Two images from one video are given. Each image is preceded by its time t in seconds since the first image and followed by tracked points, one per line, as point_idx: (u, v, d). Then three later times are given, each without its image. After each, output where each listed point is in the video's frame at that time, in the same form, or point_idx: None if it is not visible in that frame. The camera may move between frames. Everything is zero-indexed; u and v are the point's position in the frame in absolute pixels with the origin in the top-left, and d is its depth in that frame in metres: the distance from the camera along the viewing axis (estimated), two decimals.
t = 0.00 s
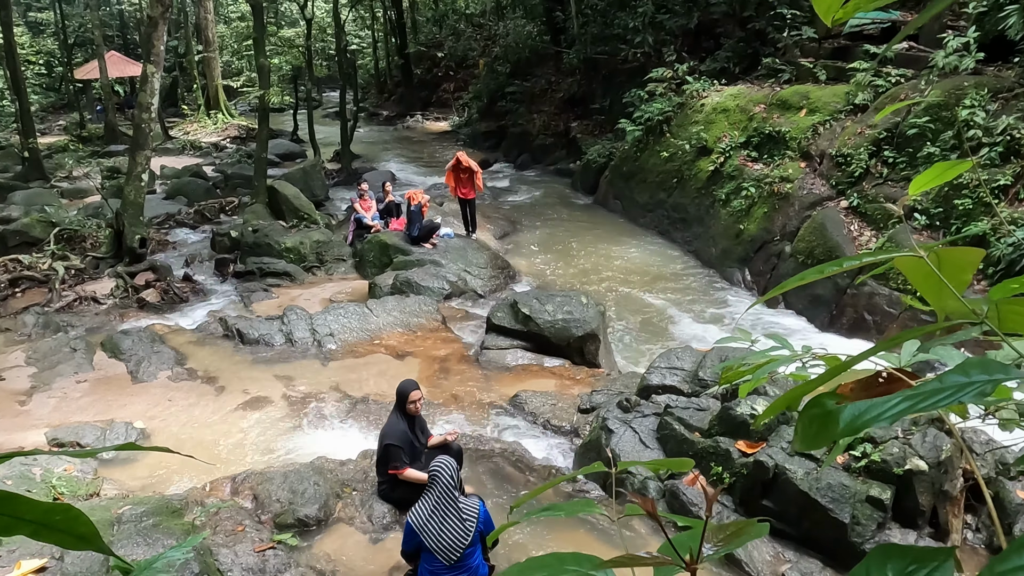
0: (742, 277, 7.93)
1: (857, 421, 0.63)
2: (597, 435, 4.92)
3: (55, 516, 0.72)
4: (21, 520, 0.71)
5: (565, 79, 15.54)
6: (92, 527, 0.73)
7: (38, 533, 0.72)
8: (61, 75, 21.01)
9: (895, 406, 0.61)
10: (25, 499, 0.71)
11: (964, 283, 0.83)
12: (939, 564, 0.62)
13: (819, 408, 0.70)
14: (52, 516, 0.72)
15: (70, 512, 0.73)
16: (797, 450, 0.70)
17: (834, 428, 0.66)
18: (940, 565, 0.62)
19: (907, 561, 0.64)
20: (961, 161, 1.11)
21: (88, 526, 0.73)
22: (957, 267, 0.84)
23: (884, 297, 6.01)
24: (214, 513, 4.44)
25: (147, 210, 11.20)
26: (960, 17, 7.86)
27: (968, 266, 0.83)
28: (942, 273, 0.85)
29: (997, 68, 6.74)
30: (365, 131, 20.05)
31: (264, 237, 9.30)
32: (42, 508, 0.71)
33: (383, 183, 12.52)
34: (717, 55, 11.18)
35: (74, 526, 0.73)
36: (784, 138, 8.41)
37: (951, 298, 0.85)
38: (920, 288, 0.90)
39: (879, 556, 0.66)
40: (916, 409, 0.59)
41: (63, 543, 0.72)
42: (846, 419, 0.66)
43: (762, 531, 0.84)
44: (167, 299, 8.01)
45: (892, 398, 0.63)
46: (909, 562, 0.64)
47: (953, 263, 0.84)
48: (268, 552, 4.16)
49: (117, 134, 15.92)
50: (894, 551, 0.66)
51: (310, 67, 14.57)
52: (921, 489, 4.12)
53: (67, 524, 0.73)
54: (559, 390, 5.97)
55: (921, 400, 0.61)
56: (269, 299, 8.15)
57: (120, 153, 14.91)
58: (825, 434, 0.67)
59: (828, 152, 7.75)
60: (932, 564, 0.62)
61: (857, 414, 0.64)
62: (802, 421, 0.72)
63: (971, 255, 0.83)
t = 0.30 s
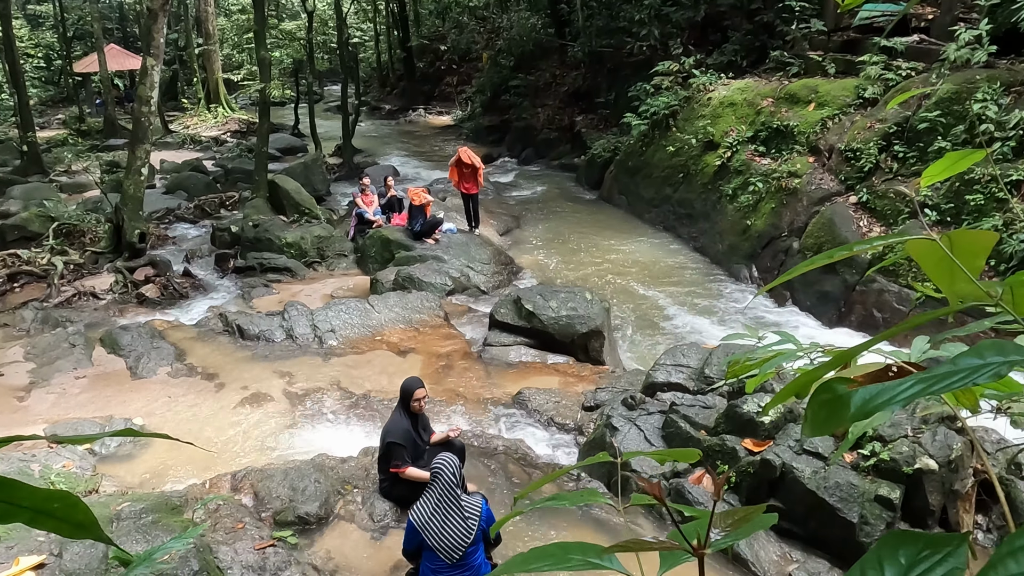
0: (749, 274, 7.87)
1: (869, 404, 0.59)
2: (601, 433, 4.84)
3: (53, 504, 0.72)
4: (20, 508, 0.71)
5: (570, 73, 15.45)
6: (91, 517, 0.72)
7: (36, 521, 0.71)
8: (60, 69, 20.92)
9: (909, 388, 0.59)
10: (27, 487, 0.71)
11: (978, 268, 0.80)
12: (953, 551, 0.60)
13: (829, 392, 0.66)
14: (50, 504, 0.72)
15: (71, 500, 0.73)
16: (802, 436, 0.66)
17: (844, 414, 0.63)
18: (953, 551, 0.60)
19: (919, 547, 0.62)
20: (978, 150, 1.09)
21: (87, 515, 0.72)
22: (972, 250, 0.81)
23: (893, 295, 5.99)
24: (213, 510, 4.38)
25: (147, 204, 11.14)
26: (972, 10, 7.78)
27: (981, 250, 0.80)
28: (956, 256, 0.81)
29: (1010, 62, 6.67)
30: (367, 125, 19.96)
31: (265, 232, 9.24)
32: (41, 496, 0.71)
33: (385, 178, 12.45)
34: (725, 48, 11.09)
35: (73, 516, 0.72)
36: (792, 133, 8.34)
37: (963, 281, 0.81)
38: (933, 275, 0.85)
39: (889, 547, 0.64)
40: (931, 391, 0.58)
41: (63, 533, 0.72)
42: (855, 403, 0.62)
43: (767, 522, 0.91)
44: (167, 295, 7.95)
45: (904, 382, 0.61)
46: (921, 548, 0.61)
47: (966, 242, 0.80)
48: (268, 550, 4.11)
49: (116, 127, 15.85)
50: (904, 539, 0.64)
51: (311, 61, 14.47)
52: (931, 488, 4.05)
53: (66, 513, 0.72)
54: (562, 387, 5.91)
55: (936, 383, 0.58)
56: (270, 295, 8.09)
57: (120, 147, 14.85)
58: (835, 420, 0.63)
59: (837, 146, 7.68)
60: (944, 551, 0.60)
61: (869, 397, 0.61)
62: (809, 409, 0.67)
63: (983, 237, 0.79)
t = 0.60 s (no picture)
0: (756, 270, 7.81)
1: (894, 382, 0.60)
2: (606, 429, 4.75)
3: (57, 489, 0.75)
4: (26, 491, 0.75)
5: (575, 65, 15.36)
6: (94, 503, 0.76)
7: (43, 505, 0.75)
8: (60, 61, 20.83)
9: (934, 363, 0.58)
10: (31, 470, 0.75)
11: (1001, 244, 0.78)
12: (980, 528, 0.63)
13: (849, 370, 0.67)
14: (54, 489, 0.75)
15: (72, 486, 0.76)
16: (822, 417, 0.68)
17: (868, 391, 0.64)
18: (982, 529, 0.63)
19: (946, 526, 0.65)
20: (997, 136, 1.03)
21: (90, 500, 0.76)
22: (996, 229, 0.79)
23: (904, 291, 5.96)
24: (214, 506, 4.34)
25: (146, 198, 11.07)
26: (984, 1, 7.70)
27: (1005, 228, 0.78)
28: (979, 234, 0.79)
29: None
30: (369, 118, 19.86)
31: (266, 226, 9.18)
32: (45, 481, 0.74)
33: (387, 171, 12.38)
34: (732, 40, 11.01)
35: (77, 500, 0.76)
36: (801, 126, 8.26)
37: (987, 258, 0.79)
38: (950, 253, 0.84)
39: (915, 525, 0.67)
40: (954, 368, 0.57)
41: (67, 515, 0.76)
42: (877, 383, 0.63)
43: (782, 505, 0.92)
44: (167, 289, 7.89)
45: (926, 360, 0.61)
46: (946, 528, 0.65)
47: (986, 221, 0.79)
48: (270, 546, 4.10)
49: (116, 120, 15.78)
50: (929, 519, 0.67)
51: (313, 52, 14.37)
52: (942, 486, 3.99)
53: (69, 496, 0.76)
54: (567, 383, 5.86)
55: (959, 359, 0.58)
56: (271, 289, 8.03)
57: (119, 140, 14.78)
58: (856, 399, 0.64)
59: (847, 140, 7.61)
60: (973, 529, 0.64)
61: (892, 375, 0.62)
62: (829, 387, 0.69)
63: (1006, 213, 0.78)
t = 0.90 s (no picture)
0: (764, 265, 7.76)
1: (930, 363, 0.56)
2: (612, 426, 4.69)
3: (68, 477, 0.73)
4: (37, 479, 0.72)
5: (580, 58, 15.25)
6: (105, 490, 0.74)
7: (51, 493, 0.72)
8: (59, 53, 20.74)
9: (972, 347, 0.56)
10: (41, 456, 0.72)
11: None
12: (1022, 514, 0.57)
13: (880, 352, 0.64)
14: (65, 476, 0.73)
15: (86, 474, 0.74)
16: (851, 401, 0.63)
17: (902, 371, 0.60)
18: None
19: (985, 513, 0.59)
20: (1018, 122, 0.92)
21: (102, 487, 0.74)
22: None
23: (914, 287, 5.92)
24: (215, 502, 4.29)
25: (146, 192, 11.01)
26: None
27: None
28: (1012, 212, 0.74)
29: None
30: (371, 111, 19.75)
31: (267, 220, 9.12)
32: (56, 467, 0.72)
33: (390, 165, 12.31)
34: (740, 32, 10.92)
35: (89, 488, 0.74)
36: (809, 119, 8.19)
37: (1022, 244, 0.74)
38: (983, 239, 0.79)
39: (951, 512, 0.61)
40: (992, 351, 0.55)
41: (80, 505, 0.74)
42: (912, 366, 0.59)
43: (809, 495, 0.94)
44: (167, 284, 7.83)
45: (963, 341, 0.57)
46: (985, 513, 0.59)
47: None
48: (272, 543, 4.04)
49: (116, 113, 15.70)
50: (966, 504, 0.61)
51: (314, 44, 14.27)
52: (954, 484, 3.95)
53: (82, 485, 0.74)
54: (572, 379, 5.81)
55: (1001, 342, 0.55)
56: (272, 284, 7.97)
57: (119, 133, 14.71)
58: (885, 382, 0.60)
59: (857, 133, 7.55)
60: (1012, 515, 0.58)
61: (928, 359, 0.58)
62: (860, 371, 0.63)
63: None
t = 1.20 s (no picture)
0: (771, 262, 7.73)
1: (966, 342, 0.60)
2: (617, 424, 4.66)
3: (80, 460, 0.71)
4: (47, 462, 0.70)
5: (584, 51, 15.18)
6: (117, 475, 0.71)
7: (63, 477, 0.70)
8: (56, 47, 20.63)
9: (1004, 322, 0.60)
10: (52, 438, 0.70)
11: None
12: None
13: (914, 332, 0.66)
14: (77, 460, 0.71)
15: (97, 458, 0.72)
16: (879, 378, 0.65)
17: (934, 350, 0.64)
18: None
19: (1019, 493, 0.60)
20: None
21: (114, 473, 0.71)
22: None
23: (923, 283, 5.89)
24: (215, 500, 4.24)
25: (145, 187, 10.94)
26: None
27: None
28: None
29: None
30: (372, 106, 19.66)
31: (268, 216, 9.06)
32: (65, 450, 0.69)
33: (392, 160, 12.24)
34: (747, 25, 10.84)
35: (100, 475, 0.72)
36: (817, 114, 8.14)
37: None
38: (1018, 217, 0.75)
39: (985, 491, 0.61)
40: None
41: (92, 491, 0.71)
42: (944, 342, 0.63)
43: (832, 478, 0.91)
44: (167, 280, 7.77)
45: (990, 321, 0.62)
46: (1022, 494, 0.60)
47: None
48: (273, 541, 3.99)
49: (114, 108, 15.61)
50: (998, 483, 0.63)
51: (315, 38, 14.18)
52: (964, 483, 3.94)
53: (94, 469, 0.71)
54: (576, 377, 5.77)
55: None
56: (273, 280, 7.92)
57: (118, 128, 14.63)
58: (920, 361, 0.63)
59: (866, 128, 7.53)
60: None
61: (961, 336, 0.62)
62: (889, 351, 0.67)
63: None
